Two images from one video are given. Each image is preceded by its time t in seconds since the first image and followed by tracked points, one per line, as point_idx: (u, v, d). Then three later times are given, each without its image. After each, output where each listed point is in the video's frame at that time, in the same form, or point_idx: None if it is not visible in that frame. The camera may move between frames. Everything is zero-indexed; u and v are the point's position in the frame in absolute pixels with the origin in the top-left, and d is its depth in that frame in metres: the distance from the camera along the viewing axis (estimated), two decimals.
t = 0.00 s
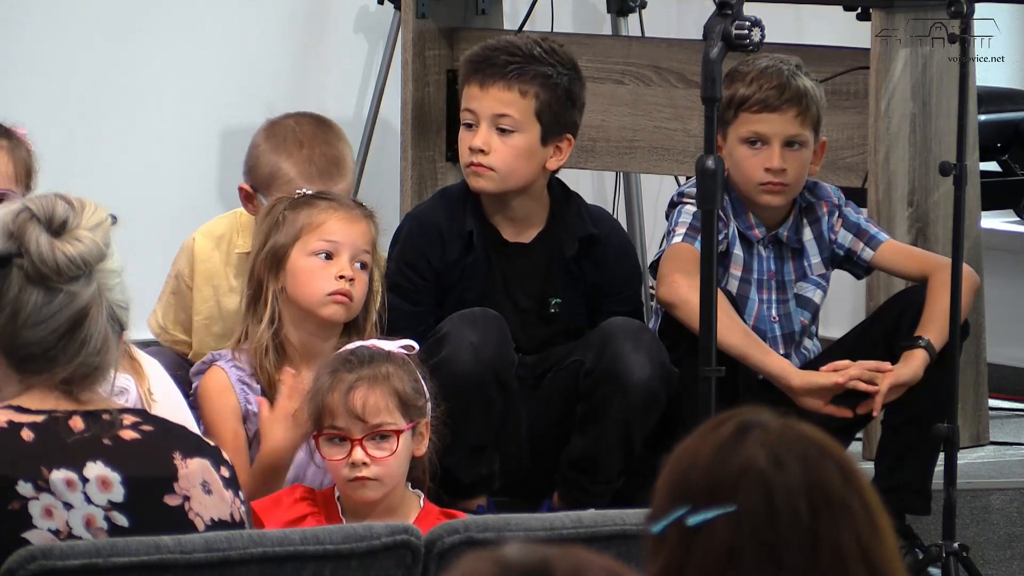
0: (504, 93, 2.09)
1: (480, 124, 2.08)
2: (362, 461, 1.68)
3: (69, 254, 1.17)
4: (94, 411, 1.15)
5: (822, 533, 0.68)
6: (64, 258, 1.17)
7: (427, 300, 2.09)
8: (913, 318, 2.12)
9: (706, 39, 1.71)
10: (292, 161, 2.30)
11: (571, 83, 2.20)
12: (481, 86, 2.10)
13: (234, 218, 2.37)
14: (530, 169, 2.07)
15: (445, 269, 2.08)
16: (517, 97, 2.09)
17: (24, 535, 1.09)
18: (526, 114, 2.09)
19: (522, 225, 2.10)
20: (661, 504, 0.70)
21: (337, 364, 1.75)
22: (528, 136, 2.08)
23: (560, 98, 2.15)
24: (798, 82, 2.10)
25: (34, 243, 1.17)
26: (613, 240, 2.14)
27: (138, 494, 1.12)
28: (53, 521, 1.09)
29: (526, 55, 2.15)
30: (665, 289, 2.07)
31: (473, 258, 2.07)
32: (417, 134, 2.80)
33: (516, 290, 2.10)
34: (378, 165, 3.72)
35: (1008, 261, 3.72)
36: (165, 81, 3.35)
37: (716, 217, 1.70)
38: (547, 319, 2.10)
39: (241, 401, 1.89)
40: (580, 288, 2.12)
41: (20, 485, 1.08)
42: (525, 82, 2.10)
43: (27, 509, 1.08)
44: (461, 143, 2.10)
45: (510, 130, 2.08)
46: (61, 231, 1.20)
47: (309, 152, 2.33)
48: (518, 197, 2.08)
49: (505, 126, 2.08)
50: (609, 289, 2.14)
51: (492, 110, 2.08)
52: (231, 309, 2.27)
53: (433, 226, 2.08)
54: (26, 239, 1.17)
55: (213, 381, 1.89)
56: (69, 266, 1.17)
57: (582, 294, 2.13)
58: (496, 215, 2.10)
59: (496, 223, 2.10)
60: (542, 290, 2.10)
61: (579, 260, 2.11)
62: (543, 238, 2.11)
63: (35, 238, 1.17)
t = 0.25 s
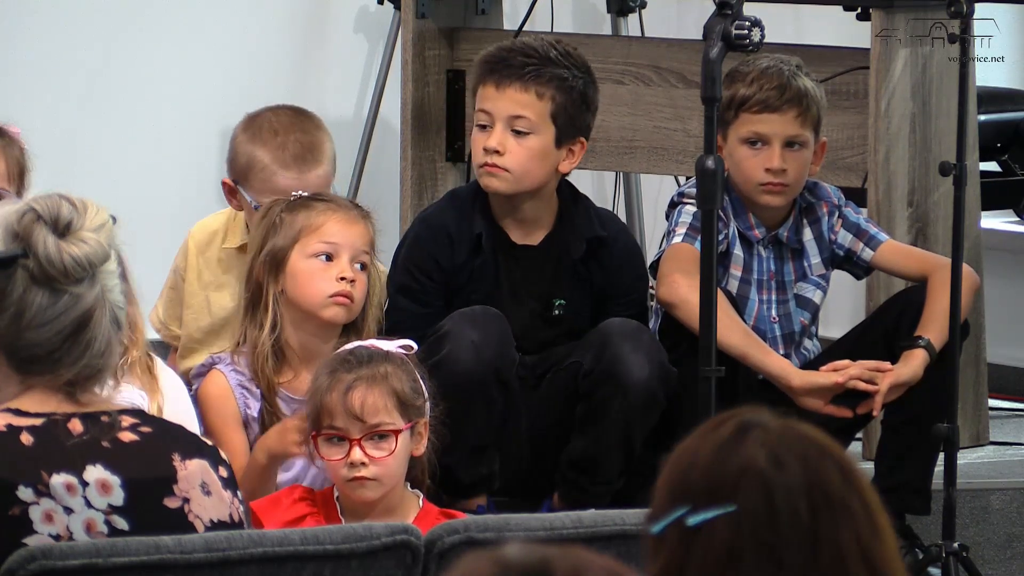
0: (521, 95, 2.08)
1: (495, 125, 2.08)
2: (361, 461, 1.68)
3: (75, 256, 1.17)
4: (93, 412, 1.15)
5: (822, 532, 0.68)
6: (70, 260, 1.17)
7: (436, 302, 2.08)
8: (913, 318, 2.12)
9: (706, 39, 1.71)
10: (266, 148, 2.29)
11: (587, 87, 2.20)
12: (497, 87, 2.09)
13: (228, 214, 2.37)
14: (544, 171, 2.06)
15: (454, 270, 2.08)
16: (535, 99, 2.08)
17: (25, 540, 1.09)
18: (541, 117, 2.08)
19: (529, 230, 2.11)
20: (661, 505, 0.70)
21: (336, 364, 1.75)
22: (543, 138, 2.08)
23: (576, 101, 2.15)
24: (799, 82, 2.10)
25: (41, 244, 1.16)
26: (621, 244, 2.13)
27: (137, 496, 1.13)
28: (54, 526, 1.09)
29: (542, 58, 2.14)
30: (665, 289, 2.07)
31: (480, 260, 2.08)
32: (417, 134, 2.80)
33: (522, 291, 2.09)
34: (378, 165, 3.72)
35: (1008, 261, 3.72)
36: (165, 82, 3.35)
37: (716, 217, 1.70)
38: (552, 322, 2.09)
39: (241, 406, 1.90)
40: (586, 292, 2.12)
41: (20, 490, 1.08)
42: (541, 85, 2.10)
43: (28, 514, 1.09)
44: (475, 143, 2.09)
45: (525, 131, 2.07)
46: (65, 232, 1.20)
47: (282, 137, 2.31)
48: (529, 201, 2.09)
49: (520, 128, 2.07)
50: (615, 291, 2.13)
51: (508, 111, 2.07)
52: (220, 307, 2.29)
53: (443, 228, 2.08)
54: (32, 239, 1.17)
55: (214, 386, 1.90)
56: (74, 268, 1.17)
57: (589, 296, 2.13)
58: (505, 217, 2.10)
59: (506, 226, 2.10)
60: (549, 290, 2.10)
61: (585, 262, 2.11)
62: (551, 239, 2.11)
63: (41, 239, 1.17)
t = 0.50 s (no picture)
0: (538, 101, 2.09)
1: (511, 131, 2.07)
2: (361, 461, 1.68)
3: (61, 249, 1.16)
4: (92, 415, 1.15)
5: (822, 532, 0.68)
6: (57, 253, 1.16)
7: (440, 304, 2.08)
8: (913, 317, 2.12)
9: (706, 39, 1.71)
10: (268, 138, 2.30)
11: (598, 94, 2.20)
12: (514, 93, 2.09)
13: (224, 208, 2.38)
14: (558, 177, 2.07)
15: (459, 273, 2.08)
16: (551, 106, 2.09)
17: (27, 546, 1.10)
18: (557, 124, 2.09)
19: (534, 236, 2.11)
20: (661, 505, 0.70)
21: (336, 364, 1.75)
22: (559, 144, 2.08)
23: (590, 107, 2.16)
24: (799, 83, 2.11)
25: (26, 240, 1.15)
26: (625, 250, 2.12)
27: (139, 499, 1.13)
28: (56, 530, 1.10)
29: (556, 65, 2.15)
30: (665, 289, 2.07)
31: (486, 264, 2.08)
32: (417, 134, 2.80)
33: (524, 291, 2.09)
34: (378, 165, 3.72)
35: (1008, 261, 3.72)
36: (164, 82, 3.35)
37: (716, 217, 1.70)
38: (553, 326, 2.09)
39: (241, 405, 1.88)
40: (589, 296, 2.12)
41: (21, 495, 1.08)
42: (557, 92, 2.10)
43: (31, 519, 1.09)
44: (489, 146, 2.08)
45: (541, 137, 2.07)
46: (50, 227, 1.19)
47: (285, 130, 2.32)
48: (541, 206, 2.08)
49: (536, 134, 2.08)
50: (615, 295, 2.13)
51: (525, 117, 2.07)
52: (208, 298, 2.29)
53: (448, 230, 2.08)
54: (16, 236, 1.16)
55: (214, 386, 1.89)
56: (61, 262, 1.16)
57: (591, 302, 2.12)
58: (511, 222, 2.10)
59: (513, 231, 2.10)
60: (551, 293, 2.09)
61: (590, 267, 2.10)
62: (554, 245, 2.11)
63: (26, 235, 1.16)
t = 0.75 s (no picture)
0: (553, 120, 2.06)
1: (525, 148, 2.05)
2: (362, 461, 1.68)
3: (59, 254, 1.16)
4: (91, 417, 1.15)
5: (822, 533, 0.68)
6: (54, 257, 1.16)
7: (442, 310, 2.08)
8: (913, 317, 2.12)
9: (706, 39, 1.71)
10: (263, 132, 2.29)
11: (608, 107, 2.18)
12: (529, 110, 2.06)
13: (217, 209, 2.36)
14: (569, 195, 2.06)
15: (463, 279, 2.07)
16: (566, 125, 2.07)
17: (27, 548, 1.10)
18: (570, 143, 2.07)
19: (536, 243, 2.09)
20: (661, 504, 0.70)
21: (338, 364, 1.75)
22: (573, 165, 2.06)
23: (602, 124, 2.14)
24: (799, 82, 2.11)
25: (24, 244, 1.15)
26: (629, 261, 2.11)
27: (138, 500, 1.14)
28: (56, 532, 1.10)
29: (571, 82, 2.13)
30: (665, 289, 2.07)
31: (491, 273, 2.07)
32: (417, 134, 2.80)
33: (529, 295, 2.09)
34: (378, 165, 3.72)
35: (1008, 261, 3.72)
36: (164, 82, 3.35)
37: (716, 217, 1.69)
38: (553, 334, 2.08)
39: (239, 403, 1.90)
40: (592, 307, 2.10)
41: (21, 497, 1.08)
42: (571, 111, 2.08)
43: (30, 521, 1.09)
44: (501, 163, 2.05)
45: (555, 156, 2.05)
46: (48, 231, 1.18)
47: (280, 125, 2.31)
48: (550, 221, 2.07)
49: (550, 152, 2.05)
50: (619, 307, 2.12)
51: (539, 136, 2.05)
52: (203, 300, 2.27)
53: (453, 237, 2.07)
54: (14, 240, 1.16)
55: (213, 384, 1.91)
56: (59, 266, 1.16)
57: (595, 314, 2.11)
58: (518, 234, 2.09)
59: (513, 230, 2.09)
60: (555, 301, 2.08)
61: (594, 278, 2.08)
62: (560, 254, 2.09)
63: (24, 239, 1.15)
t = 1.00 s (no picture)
0: (572, 150, 2.02)
1: (542, 176, 2.01)
2: (363, 461, 1.68)
3: (50, 260, 1.16)
4: (86, 416, 1.15)
5: (823, 534, 0.69)
6: (45, 263, 1.15)
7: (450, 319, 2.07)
8: (913, 317, 2.12)
9: (706, 39, 1.71)
10: (248, 115, 2.33)
11: (625, 131, 2.14)
12: (548, 139, 2.02)
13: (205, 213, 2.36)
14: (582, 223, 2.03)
15: (473, 292, 2.06)
16: (585, 155, 2.03)
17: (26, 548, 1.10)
18: (588, 172, 2.03)
19: (549, 257, 2.07)
20: (663, 503, 0.70)
21: (340, 364, 1.75)
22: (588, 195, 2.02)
23: (619, 149, 2.10)
24: (798, 83, 2.11)
25: (14, 250, 1.15)
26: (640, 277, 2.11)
27: (135, 499, 1.14)
28: (54, 532, 1.10)
29: (591, 109, 2.09)
30: (665, 289, 2.07)
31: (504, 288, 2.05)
32: (417, 134, 2.80)
33: (536, 305, 2.09)
34: (378, 165, 3.72)
35: (1008, 261, 3.72)
36: (164, 82, 3.35)
37: (716, 218, 1.69)
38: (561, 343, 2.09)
39: (241, 405, 1.88)
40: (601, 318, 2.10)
41: (19, 497, 1.09)
42: (590, 141, 2.04)
43: (28, 522, 1.09)
44: (517, 190, 2.02)
45: (572, 185, 2.02)
46: (40, 236, 1.18)
47: (258, 112, 2.34)
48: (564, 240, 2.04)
49: (568, 181, 2.01)
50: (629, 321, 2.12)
51: (557, 165, 2.01)
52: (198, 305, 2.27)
53: (466, 248, 2.05)
54: (6, 245, 1.16)
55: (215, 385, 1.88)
56: (50, 272, 1.16)
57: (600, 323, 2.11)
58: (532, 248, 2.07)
59: (526, 249, 2.07)
60: (567, 314, 2.10)
61: (606, 294, 2.08)
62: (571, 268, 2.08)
63: (14, 245, 1.15)
